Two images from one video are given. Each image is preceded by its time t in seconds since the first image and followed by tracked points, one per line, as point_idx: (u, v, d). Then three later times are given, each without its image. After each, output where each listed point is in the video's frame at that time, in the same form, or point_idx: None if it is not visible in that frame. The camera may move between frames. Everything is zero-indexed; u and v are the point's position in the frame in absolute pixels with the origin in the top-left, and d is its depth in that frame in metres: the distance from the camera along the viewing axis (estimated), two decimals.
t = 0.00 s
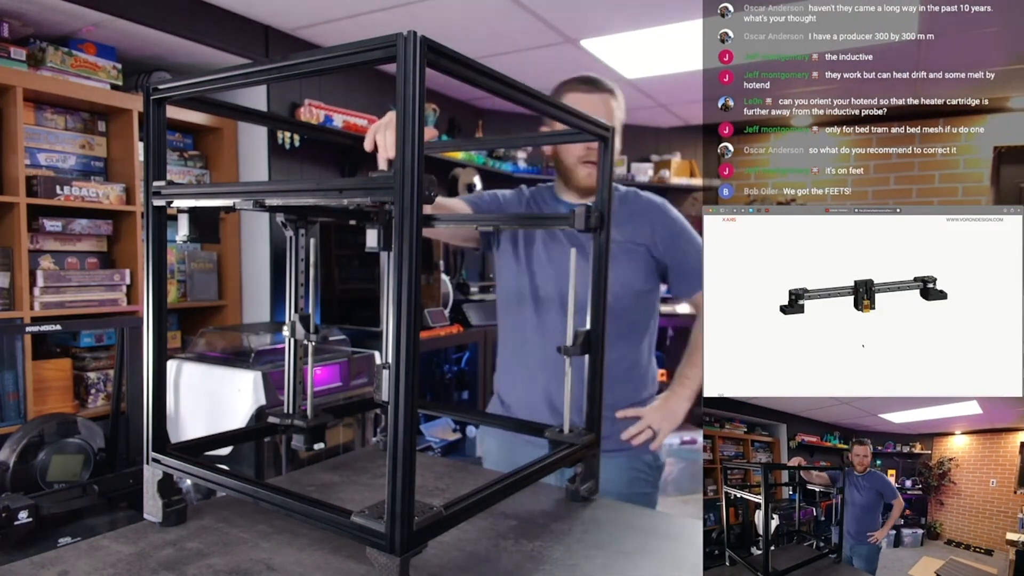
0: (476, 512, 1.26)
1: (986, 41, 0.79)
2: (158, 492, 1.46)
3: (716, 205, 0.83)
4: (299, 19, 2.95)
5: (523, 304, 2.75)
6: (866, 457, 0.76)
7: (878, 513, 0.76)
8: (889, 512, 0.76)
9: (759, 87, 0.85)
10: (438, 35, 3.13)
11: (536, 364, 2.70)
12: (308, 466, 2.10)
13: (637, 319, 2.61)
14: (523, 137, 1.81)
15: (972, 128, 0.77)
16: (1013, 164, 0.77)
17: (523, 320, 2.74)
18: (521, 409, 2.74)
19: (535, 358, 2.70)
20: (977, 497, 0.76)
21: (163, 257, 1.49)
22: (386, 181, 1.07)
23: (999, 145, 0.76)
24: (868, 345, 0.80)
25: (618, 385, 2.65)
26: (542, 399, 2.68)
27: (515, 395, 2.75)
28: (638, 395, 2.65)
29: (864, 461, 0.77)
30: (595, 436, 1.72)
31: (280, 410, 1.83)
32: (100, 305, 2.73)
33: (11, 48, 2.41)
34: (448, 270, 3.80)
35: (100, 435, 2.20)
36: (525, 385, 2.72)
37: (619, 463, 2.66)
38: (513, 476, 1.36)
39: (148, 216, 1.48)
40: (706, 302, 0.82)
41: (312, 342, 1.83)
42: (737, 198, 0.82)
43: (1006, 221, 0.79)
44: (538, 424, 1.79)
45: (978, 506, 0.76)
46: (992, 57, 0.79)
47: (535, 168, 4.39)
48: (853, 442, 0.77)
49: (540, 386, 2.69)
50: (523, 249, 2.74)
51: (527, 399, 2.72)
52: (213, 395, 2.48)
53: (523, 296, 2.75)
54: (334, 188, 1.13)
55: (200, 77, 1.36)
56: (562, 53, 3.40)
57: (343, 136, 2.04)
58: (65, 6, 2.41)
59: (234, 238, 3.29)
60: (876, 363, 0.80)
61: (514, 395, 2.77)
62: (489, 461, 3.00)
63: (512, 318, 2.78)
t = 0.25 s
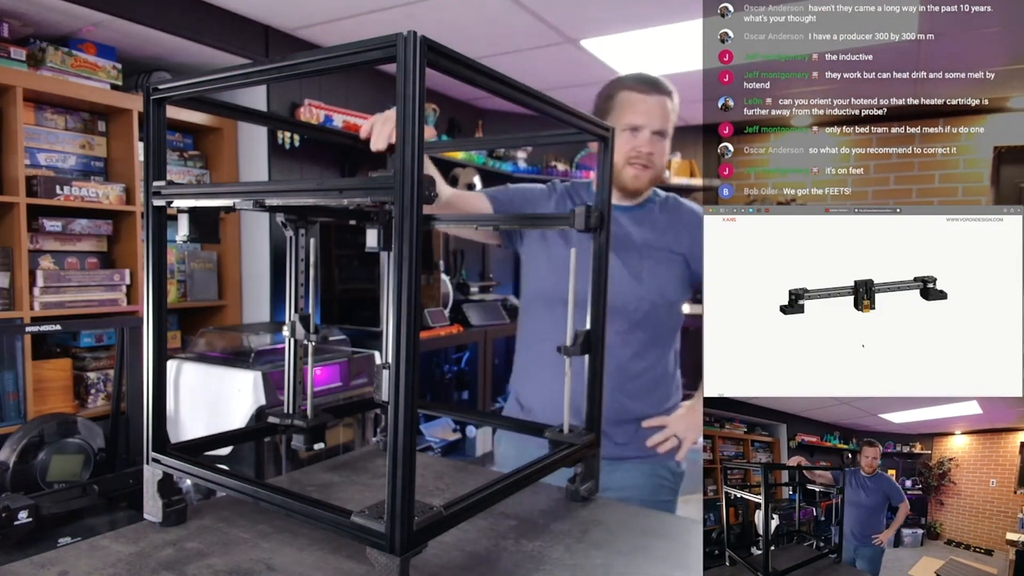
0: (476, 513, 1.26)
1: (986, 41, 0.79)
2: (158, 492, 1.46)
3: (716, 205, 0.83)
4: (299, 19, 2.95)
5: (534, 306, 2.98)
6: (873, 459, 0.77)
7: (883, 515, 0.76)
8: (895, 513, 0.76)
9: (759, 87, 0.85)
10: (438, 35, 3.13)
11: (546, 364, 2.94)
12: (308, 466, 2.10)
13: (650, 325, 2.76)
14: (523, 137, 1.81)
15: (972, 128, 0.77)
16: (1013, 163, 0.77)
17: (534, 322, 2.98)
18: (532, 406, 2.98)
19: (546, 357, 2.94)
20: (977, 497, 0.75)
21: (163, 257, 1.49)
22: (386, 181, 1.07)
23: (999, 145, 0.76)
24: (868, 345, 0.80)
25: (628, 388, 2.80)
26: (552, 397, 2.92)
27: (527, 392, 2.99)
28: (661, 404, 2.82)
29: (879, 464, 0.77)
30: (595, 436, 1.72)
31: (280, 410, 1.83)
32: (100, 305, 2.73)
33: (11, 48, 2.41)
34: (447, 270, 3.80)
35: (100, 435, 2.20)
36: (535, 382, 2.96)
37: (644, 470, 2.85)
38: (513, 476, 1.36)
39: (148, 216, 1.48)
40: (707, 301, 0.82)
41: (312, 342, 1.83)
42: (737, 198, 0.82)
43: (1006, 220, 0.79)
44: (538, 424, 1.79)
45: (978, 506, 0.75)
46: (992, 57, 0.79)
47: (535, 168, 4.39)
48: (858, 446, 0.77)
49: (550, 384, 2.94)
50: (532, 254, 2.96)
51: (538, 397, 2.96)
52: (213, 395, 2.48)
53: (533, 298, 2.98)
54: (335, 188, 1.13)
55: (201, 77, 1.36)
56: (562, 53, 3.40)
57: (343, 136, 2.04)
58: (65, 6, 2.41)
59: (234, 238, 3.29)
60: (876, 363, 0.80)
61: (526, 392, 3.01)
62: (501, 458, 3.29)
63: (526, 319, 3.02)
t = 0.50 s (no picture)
0: (476, 513, 1.26)
1: (987, 41, 0.79)
2: (158, 492, 1.46)
3: (716, 205, 0.83)
4: (299, 19, 2.95)
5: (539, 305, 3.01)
6: (880, 460, 0.76)
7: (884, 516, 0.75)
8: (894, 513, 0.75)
9: (759, 87, 0.85)
10: (438, 36, 3.13)
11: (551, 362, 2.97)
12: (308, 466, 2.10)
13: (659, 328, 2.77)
14: (523, 137, 1.81)
15: (972, 128, 0.77)
16: (1014, 164, 0.77)
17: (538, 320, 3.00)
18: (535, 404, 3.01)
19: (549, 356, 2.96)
20: (977, 497, 0.75)
21: (163, 257, 1.49)
22: (386, 181, 1.07)
23: (999, 145, 0.76)
24: (868, 345, 0.80)
25: (634, 388, 2.81)
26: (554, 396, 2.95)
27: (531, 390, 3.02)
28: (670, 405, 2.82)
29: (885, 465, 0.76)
30: (595, 436, 1.72)
31: (279, 410, 1.83)
32: (100, 305, 2.73)
33: (11, 48, 2.41)
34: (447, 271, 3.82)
35: (100, 435, 2.20)
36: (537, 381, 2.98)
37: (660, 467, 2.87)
38: (514, 475, 1.36)
39: (148, 216, 1.48)
40: (706, 302, 0.82)
41: (312, 342, 1.83)
42: (737, 198, 0.82)
43: (1006, 220, 0.79)
44: (538, 424, 1.79)
45: (977, 505, 0.75)
46: (992, 57, 0.79)
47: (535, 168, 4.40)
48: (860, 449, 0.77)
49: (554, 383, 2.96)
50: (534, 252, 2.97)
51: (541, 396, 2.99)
52: (213, 394, 2.48)
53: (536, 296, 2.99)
54: (335, 188, 1.13)
55: (201, 76, 1.36)
56: (562, 53, 3.40)
57: (343, 136, 2.04)
58: (65, 6, 2.41)
59: (234, 238, 3.29)
60: (876, 362, 0.80)
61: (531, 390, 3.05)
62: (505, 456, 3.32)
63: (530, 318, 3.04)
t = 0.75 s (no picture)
0: (476, 513, 1.26)
1: (986, 41, 0.79)
2: (158, 492, 1.46)
3: (716, 205, 0.83)
4: (299, 19, 2.95)
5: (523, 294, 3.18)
6: (874, 460, 0.77)
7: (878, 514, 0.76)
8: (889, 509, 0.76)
9: (759, 88, 0.85)
10: (438, 36, 3.13)
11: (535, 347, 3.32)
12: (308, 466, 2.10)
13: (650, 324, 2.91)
14: (523, 137, 1.81)
15: (972, 128, 0.77)
16: (1014, 163, 0.77)
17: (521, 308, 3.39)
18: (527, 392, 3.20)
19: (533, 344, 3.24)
20: (977, 497, 0.75)
21: (163, 257, 1.49)
22: (386, 181, 1.07)
23: (999, 145, 0.76)
24: (868, 345, 0.80)
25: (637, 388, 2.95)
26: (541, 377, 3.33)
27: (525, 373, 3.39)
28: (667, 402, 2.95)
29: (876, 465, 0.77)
30: (595, 436, 1.72)
31: (280, 410, 1.83)
32: (100, 305, 2.73)
33: (11, 48, 2.41)
34: (448, 270, 3.83)
35: (100, 435, 2.20)
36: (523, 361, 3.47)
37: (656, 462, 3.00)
38: (513, 476, 1.36)
39: (148, 216, 1.48)
40: (707, 302, 0.82)
41: (312, 342, 1.82)
42: (737, 198, 0.83)
43: (1006, 220, 0.79)
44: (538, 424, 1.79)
45: (978, 506, 0.75)
46: (992, 57, 0.79)
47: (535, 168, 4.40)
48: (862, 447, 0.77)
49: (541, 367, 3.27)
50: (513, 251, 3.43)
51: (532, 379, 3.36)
52: (213, 394, 2.48)
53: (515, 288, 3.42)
54: (335, 188, 1.13)
55: (201, 76, 1.36)
56: (562, 53, 3.40)
57: (343, 136, 2.04)
58: (65, 6, 2.41)
59: (234, 238, 3.28)
60: (876, 363, 0.80)
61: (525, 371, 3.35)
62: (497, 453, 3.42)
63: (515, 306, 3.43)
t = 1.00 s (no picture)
0: (476, 513, 1.26)
1: (986, 41, 0.79)
2: (158, 492, 1.46)
3: (716, 205, 0.83)
4: (299, 19, 2.95)
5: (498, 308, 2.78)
6: (868, 462, 0.76)
7: (870, 515, 0.76)
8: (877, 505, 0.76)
9: (759, 87, 0.85)
10: (438, 36, 3.13)
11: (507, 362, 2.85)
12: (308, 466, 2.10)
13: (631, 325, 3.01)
14: (523, 136, 1.81)
15: (972, 128, 0.77)
16: (1014, 163, 0.77)
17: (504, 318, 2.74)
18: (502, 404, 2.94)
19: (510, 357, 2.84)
20: (977, 497, 0.76)
21: (163, 257, 1.49)
22: (386, 181, 1.07)
23: (999, 145, 0.76)
24: (868, 345, 0.80)
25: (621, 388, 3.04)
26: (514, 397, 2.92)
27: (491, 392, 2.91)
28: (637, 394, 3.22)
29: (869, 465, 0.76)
30: (595, 436, 1.72)
31: (280, 410, 1.83)
32: (100, 305, 2.73)
33: (11, 48, 2.41)
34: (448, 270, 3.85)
35: (100, 435, 2.20)
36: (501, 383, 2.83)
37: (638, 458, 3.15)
38: (513, 476, 1.36)
39: (148, 216, 1.48)
40: (707, 302, 0.82)
41: (312, 342, 1.82)
42: (737, 198, 0.83)
43: (1006, 220, 0.79)
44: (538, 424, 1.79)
45: (978, 505, 0.76)
46: (992, 57, 0.79)
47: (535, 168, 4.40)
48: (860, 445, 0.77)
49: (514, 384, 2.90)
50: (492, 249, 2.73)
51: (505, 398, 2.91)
52: (213, 394, 2.48)
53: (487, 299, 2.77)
54: (335, 188, 1.13)
55: (201, 76, 1.36)
56: (562, 53, 3.40)
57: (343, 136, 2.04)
58: (65, 6, 2.41)
59: (234, 238, 3.28)
60: (876, 363, 0.80)
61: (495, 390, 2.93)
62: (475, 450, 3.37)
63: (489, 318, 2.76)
